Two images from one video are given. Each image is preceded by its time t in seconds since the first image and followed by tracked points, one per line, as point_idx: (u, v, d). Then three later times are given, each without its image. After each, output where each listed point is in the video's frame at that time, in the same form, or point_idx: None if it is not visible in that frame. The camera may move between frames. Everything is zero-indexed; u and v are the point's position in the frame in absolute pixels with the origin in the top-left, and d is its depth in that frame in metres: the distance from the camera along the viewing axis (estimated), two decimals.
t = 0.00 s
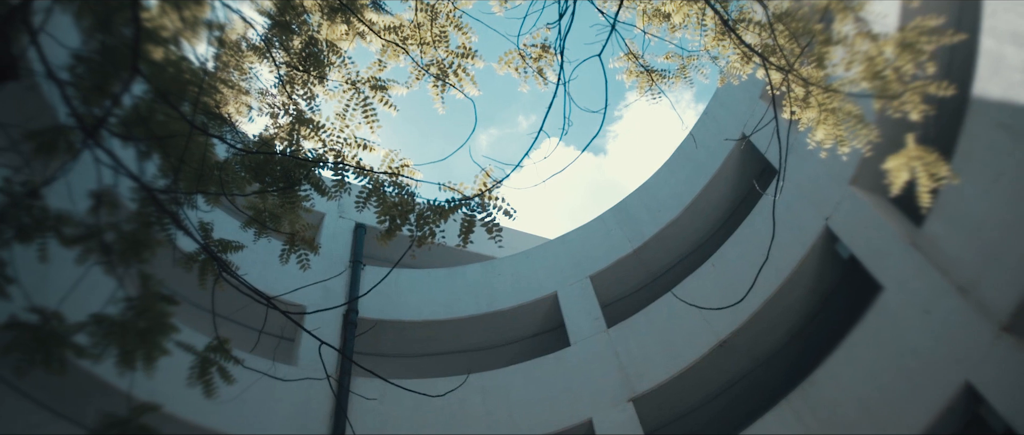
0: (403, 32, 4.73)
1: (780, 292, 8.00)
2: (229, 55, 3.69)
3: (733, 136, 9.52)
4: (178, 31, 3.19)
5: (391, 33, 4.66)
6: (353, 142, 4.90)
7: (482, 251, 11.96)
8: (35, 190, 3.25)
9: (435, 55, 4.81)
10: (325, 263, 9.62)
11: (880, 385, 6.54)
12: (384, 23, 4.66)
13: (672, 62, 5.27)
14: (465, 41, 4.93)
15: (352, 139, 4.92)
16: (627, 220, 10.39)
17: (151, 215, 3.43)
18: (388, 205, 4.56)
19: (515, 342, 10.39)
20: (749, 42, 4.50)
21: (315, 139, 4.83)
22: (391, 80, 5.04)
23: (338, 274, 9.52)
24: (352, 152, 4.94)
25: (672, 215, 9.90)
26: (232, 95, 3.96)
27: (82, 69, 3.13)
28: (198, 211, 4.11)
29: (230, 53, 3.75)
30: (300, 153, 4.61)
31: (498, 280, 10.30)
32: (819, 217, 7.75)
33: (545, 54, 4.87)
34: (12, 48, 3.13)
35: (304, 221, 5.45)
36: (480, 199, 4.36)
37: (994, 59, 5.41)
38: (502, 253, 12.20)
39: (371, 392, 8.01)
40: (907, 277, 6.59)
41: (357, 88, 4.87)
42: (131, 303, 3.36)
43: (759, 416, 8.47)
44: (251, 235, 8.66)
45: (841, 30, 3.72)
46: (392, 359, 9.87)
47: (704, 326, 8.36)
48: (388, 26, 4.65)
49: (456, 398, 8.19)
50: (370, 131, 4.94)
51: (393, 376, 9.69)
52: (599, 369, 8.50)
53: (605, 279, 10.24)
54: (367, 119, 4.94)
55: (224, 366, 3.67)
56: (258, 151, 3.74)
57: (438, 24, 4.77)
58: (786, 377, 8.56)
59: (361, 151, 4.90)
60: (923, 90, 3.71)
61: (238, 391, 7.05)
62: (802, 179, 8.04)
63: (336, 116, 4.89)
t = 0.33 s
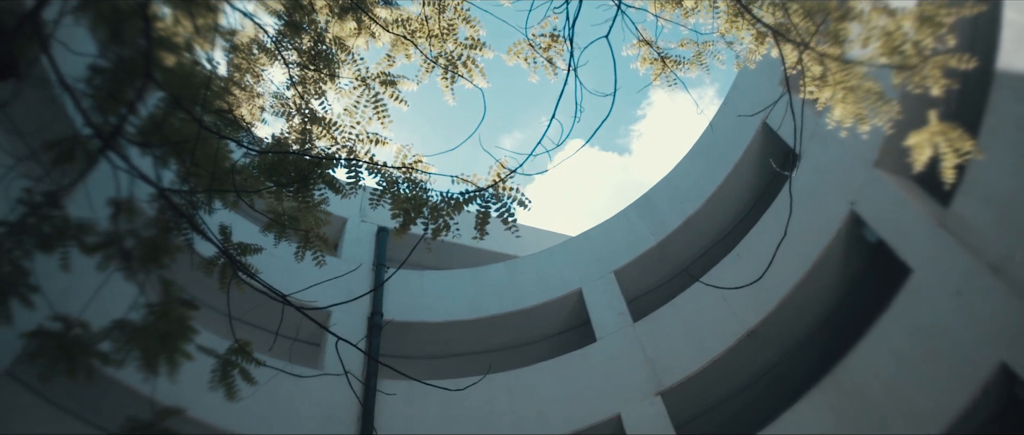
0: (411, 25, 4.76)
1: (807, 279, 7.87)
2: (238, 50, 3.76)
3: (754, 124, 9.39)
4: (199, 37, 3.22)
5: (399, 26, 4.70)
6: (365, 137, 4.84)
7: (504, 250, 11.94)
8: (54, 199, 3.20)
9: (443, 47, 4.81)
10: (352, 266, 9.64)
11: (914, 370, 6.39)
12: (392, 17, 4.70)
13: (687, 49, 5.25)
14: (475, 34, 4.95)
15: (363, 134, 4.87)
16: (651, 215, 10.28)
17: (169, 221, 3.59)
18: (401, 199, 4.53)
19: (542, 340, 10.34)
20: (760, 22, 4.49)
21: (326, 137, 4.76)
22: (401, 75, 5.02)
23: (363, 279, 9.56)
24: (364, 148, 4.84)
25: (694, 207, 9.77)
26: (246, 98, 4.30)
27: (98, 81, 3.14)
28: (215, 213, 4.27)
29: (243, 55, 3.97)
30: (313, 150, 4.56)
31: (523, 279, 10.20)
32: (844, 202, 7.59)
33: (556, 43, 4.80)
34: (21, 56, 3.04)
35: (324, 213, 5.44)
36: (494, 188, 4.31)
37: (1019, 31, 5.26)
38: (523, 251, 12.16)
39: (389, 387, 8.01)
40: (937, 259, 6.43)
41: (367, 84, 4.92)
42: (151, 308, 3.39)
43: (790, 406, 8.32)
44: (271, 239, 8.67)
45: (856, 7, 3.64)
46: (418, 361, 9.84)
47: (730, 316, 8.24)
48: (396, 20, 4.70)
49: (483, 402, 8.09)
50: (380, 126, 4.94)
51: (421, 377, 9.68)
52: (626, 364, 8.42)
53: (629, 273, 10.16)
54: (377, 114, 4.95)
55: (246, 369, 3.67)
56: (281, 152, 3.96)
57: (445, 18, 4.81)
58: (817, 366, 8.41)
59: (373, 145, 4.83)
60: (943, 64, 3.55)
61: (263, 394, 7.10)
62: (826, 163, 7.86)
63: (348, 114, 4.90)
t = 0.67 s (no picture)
0: (420, 24, 4.78)
1: (838, 271, 7.70)
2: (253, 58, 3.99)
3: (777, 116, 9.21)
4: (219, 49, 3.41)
5: (407, 25, 4.72)
6: (378, 138, 4.85)
7: (530, 254, 11.90)
8: (78, 214, 3.19)
9: (452, 44, 4.83)
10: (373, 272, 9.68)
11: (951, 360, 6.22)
12: (400, 15, 4.72)
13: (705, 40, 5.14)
14: (486, 32, 4.93)
15: (377, 135, 4.89)
16: (677, 213, 10.15)
17: (189, 232, 3.77)
18: (415, 199, 4.48)
19: (568, 344, 10.25)
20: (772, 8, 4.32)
21: (340, 141, 4.74)
22: (413, 74, 5.08)
23: (387, 289, 9.58)
24: (378, 149, 4.86)
25: (720, 202, 9.62)
26: (264, 105, 4.40)
27: (121, 98, 3.11)
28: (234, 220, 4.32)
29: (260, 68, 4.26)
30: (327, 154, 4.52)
31: (548, 281, 10.16)
32: (871, 191, 7.40)
33: (566, 37, 4.72)
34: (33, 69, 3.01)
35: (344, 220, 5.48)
36: (508, 184, 4.32)
37: None
38: (548, 253, 12.10)
39: (413, 389, 8.07)
40: (969, 245, 6.25)
41: (379, 84, 4.94)
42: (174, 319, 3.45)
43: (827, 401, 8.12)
44: (292, 248, 8.74)
45: None
46: (449, 367, 9.80)
47: (759, 311, 8.11)
48: (404, 17, 4.71)
49: (511, 400, 8.08)
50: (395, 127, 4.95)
51: (450, 382, 9.64)
52: (655, 365, 8.32)
53: (656, 272, 10.06)
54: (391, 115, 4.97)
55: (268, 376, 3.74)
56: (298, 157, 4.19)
57: (455, 16, 4.78)
58: (852, 359, 8.21)
59: (388, 146, 4.83)
60: (966, 42, 3.43)
61: (293, 401, 7.18)
62: (851, 151, 7.68)
63: (361, 116, 4.93)
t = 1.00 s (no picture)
0: (432, 24, 4.85)
1: (873, 262, 7.51)
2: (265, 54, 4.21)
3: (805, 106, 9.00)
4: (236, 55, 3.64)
5: (419, 25, 4.78)
6: (395, 139, 4.83)
7: (561, 257, 11.83)
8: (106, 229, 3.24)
9: (465, 44, 4.82)
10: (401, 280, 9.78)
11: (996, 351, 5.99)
12: (413, 15, 4.83)
13: (725, 32, 5.02)
14: (500, 31, 4.94)
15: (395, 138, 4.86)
16: (707, 211, 10.00)
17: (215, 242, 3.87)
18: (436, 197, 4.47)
19: (598, 347, 10.11)
20: None
21: (358, 145, 4.69)
22: (430, 76, 5.14)
23: (418, 296, 9.67)
24: (395, 152, 4.80)
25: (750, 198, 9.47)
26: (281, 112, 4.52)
27: (144, 113, 3.09)
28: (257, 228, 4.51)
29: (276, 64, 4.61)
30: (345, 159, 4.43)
31: (579, 284, 10.08)
32: (903, 179, 7.19)
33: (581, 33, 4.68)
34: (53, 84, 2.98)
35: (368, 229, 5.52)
36: (527, 179, 4.29)
37: None
38: (578, 256, 12.03)
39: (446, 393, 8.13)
40: (1008, 231, 6.02)
41: (395, 87, 5.05)
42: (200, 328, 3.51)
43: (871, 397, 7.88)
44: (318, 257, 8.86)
45: None
46: (481, 373, 9.78)
47: (794, 307, 7.96)
48: (417, 18, 4.80)
49: (543, 401, 8.05)
50: (411, 128, 4.96)
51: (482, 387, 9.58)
52: (690, 364, 8.19)
53: (687, 270, 9.93)
54: (408, 117, 5.00)
55: (296, 382, 3.77)
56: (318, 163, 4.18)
57: (468, 15, 4.81)
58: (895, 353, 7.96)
59: (404, 147, 4.82)
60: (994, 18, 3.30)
61: (327, 409, 7.26)
62: (883, 140, 7.45)
63: (378, 119, 4.91)
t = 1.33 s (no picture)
0: (444, 24, 4.85)
1: (908, 250, 7.30)
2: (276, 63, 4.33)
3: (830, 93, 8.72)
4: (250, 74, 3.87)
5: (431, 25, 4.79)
6: (411, 141, 4.85)
7: (589, 258, 11.76)
8: (133, 243, 3.26)
9: (478, 43, 4.85)
10: (432, 287, 9.94)
11: None
12: (425, 16, 4.84)
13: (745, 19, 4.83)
14: (513, 27, 4.95)
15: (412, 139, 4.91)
16: (734, 206, 9.85)
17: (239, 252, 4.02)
18: (453, 195, 4.40)
19: (630, 347, 10.07)
20: None
21: (375, 147, 4.73)
22: (445, 76, 5.11)
23: (448, 300, 9.80)
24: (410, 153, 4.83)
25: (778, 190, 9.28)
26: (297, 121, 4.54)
27: (167, 129, 3.12)
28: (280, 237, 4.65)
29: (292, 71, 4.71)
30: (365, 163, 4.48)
31: (608, 285, 9.98)
32: (936, 164, 6.95)
33: (594, 25, 4.54)
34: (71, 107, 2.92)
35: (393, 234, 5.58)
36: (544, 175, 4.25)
37: None
38: (608, 257, 11.96)
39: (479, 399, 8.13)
40: None
41: (410, 89, 5.05)
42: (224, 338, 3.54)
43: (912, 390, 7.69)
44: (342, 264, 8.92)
45: None
46: (512, 377, 9.81)
47: (828, 300, 7.79)
48: (428, 19, 4.82)
49: (575, 403, 8.02)
50: (428, 130, 5.00)
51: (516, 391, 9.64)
52: (724, 362, 8.08)
53: (718, 267, 9.80)
54: (424, 119, 5.03)
55: (321, 389, 3.80)
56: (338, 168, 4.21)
57: (480, 15, 4.86)
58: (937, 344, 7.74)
59: (421, 148, 4.84)
60: None
61: (360, 416, 7.33)
62: (912, 125, 7.22)
63: (395, 122, 4.94)
